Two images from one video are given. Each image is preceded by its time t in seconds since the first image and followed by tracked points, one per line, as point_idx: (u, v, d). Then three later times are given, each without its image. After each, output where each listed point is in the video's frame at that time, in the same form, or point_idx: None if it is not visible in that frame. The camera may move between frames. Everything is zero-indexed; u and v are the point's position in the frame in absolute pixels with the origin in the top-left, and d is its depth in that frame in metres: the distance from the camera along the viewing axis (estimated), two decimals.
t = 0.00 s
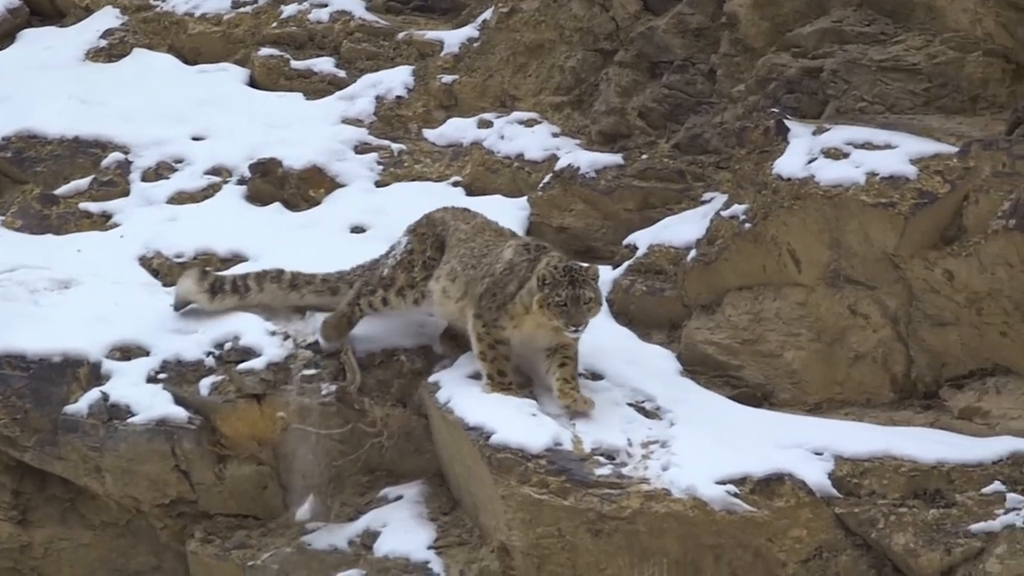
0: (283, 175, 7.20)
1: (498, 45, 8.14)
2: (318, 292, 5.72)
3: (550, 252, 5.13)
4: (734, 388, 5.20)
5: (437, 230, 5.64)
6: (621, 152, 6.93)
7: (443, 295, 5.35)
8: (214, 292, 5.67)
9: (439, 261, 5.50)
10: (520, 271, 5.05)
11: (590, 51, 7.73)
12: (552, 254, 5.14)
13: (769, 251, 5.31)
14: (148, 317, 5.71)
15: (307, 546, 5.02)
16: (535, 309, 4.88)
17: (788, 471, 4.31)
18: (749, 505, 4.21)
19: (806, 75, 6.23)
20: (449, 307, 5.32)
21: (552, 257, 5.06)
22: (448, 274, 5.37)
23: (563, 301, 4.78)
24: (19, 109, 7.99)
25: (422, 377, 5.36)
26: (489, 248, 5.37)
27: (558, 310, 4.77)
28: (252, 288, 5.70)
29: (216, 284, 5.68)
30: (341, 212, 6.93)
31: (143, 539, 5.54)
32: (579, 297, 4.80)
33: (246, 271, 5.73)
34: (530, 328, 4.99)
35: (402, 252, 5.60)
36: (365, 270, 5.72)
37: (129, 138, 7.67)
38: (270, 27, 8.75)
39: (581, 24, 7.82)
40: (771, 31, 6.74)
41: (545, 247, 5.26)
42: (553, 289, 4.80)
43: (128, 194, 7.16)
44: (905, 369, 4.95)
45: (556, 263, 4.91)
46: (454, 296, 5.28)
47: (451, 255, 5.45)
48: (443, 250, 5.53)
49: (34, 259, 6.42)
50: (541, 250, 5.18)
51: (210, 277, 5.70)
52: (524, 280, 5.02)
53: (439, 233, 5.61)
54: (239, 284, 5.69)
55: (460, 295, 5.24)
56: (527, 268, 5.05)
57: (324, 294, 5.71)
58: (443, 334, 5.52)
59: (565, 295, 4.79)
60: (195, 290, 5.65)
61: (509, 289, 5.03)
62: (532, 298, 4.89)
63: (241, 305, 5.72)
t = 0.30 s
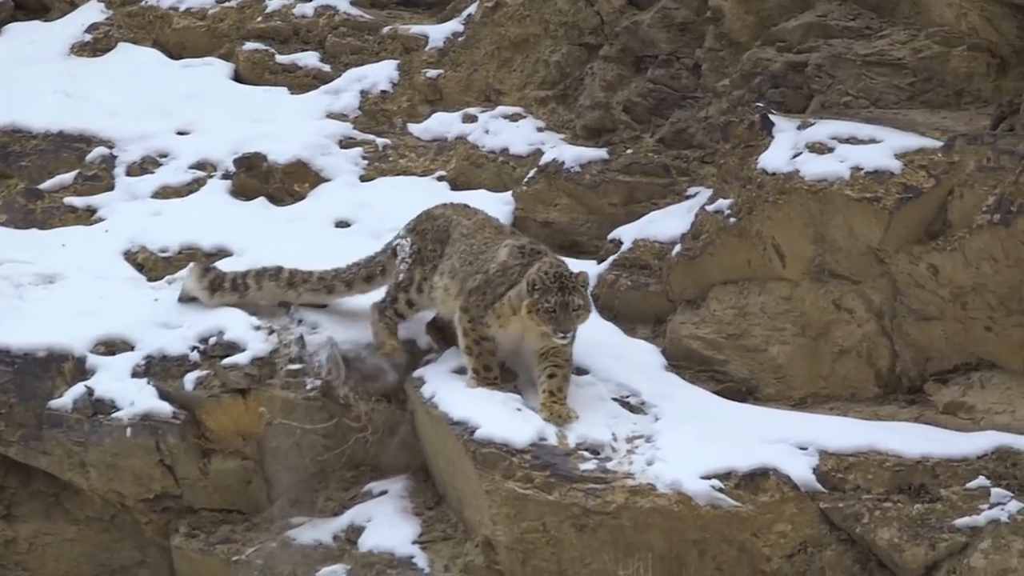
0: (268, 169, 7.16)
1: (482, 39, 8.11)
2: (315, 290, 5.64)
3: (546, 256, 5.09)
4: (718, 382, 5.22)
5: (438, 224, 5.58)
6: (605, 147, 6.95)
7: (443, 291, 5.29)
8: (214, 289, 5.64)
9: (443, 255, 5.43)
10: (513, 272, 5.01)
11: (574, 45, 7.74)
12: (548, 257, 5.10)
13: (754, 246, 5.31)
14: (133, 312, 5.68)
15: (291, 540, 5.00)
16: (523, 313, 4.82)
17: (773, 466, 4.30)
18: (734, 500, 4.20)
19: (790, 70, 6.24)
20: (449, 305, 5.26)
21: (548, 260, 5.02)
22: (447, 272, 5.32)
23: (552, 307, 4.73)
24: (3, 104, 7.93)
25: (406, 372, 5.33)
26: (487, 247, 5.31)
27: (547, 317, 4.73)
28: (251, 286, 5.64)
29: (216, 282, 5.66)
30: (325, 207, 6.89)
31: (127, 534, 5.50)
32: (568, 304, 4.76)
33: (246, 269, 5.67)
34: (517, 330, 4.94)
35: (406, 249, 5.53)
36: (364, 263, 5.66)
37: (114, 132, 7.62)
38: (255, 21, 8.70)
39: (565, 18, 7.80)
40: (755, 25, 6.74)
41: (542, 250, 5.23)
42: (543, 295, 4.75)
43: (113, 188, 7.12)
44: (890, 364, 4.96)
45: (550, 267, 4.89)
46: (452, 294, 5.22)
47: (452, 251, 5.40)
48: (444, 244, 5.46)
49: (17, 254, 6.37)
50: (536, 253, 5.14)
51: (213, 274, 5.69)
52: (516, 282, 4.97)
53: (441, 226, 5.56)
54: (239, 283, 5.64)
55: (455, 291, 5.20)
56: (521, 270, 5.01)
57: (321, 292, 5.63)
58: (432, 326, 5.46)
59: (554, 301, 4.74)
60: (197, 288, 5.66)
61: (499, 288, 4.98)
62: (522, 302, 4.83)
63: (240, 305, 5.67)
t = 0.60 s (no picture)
0: (258, 166, 7.12)
1: (471, 36, 8.10)
2: (315, 292, 5.56)
3: (544, 258, 5.04)
4: (707, 379, 5.20)
5: (436, 219, 5.51)
6: (595, 143, 6.94)
7: (441, 287, 5.26)
8: (216, 286, 5.58)
9: (443, 250, 5.37)
10: (510, 274, 4.97)
11: (564, 42, 7.72)
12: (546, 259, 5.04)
13: (743, 243, 5.32)
14: (123, 309, 5.65)
15: (280, 536, 4.98)
16: (517, 317, 4.80)
17: (762, 463, 4.30)
18: (723, 497, 4.20)
19: (780, 66, 6.24)
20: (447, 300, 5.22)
21: (546, 262, 4.98)
22: (445, 267, 5.26)
23: (546, 313, 4.72)
24: None
25: (394, 369, 5.32)
26: (485, 245, 5.25)
27: (541, 323, 4.71)
28: (252, 286, 5.55)
29: (218, 279, 5.59)
30: (315, 203, 6.87)
31: (117, 530, 5.47)
32: (562, 311, 4.75)
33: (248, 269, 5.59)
34: (509, 330, 4.90)
35: (406, 246, 5.47)
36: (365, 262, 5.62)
37: (103, 129, 7.58)
38: (244, 17, 8.67)
39: (554, 15, 7.79)
40: (745, 22, 6.74)
41: (540, 250, 5.17)
42: (537, 301, 4.74)
43: (102, 184, 7.09)
44: (879, 360, 4.96)
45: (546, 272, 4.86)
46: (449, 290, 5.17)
47: (451, 246, 5.34)
48: (444, 239, 5.41)
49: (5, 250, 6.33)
50: (533, 255, 5.08)
51: (218, 270, 5.63)
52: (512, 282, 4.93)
53: (442, 222, 5.49)
54: (240, 281, 5.56)
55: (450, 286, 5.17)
56: (517, 272, 4.97)
57: (322, 293, 5.56)
58: (431, 324, 5.29)
59: (548, 307, 4.73)
60: (201, 283, 5.61)
61: (494, 288, 4.95)
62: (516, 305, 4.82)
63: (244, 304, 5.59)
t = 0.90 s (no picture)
0: (245, 162, 7.09)
1: (458, 32, 8.10)
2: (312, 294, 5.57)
3: (540, 256, 4.94)
4: (694, 375, 5.20)
5: (429, 216, 5.48)
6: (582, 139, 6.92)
7: (438, 282, 5.18)
8: (214, 284, 5.58)
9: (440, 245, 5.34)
10: (503, 271, 4.86)
11: (551, 37, 7.71)
12: (542, 257, 4.93)
13: (730, 239, 5.33)
14: (110, 305, 5.63)
15: (268, 533, 4.95)
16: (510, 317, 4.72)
17: (749, 458, 4.30)
18: (710, 492, 4.19)
19: (767, 62, 6.27)
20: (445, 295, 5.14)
21: (541, 261, 4.88)
22: (445, 262, 5.19)
23: (540, 314, 4.63)
24: None
25: (382, 364, 5.36)
26: (482, 241, 5.15)
27: (534, 324, 4.62)
28: (250, 285, 5.55)
29: (216, 278, 5.59)
30: (302, 199, 6.85)
31: (105, 526, 5.38)
32: (556, 312, 4.66)
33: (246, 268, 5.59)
34: (501, 327, 4.83)
35: (404, 248, 5.44)
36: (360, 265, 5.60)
37: (90, 124, 7.54)
38: (231, 13, 8.64)
39: (541, 11, 7.80)
40: (732, 18, 6.77)
41: (537, 248, 5.05)
42: (531, 301, 4.66)
43: (89, 180, 7.05)
44: (866, 356, 4.97)
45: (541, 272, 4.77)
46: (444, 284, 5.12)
47: (449, 241, 5.28)
48: (442, 235, 5.36)
49: None
50: (529, 253, 4.97)
51: (217, 267, 5.62)
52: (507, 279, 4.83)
53: (438, 220, 5.43)
54: (237, 282, 5.57)
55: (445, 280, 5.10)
56: (511, 269, 4.86)
57: (319, 295, 5.55)
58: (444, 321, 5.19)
59: (542, 308, 4.64)
60: (201, 278, 5.60)
61: (487, 284, 4.85)
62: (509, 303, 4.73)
63: (238, 303, 5.61)
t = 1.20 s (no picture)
0: (236, 157, 7.08)
1: (449, 27, 8.09)
2: (311, 298, 5.52)
3: (536, 252, 4.86)
4: (685, 371, 5.20)
5: (426, 216, 5.39)
6: (573, 135, 6.93)
7: (440, 281, 5.10)
8: (214, 287, 5.52)
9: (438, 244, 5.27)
10: (501, 269, 4.78)
11: (541, 33, 7.72)
12: (539, 254, 4.85)
13: (721, 234, 5.33)
14: (101, 301, 5.61)
15: (258, 528, 4.94)
16: (509, 316, 4.66)
17: (740, 454, 4.29)
18: (701, 488, 4.19)
19: (757, 58, 6.27)
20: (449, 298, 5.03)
21: (538, 257, 4.81)
22: (445, 261, 5.10)
23: (537, 312, 4.57)
24: None
25: (373, 360, 5.37)
26: (477, 240, 5.07)
27: (533, 321, 4.56)
28: (250, 288, 5.49)
29: (216, 280, 5.53)
30: (293, 195, 6.83)
31: (96, 521, 5.37)
32: (554, 309, 4.59)
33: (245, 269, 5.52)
34: (504, 327, 4.77)
35: (400, 248, 5.36)
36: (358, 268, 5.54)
37: (81, 120, 7.50)
38: (221, 9, 8.60)
39: (532, 7, 7.78)
40: (722, 14, 6.76)
41: (535, 246, 4.98)
42: (528, 299, 4.60)
43: (80, 176, 7.01)
44: (856, 352, 4.98)
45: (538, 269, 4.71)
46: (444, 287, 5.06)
47: (446, 239, 5.22)
48: (438, 233, 5.29)
49: None
50: (525, 250, 4.89)
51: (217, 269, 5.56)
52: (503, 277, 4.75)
53: (433, 219, 5.36)
54: (238, 284, 5.50)
55: (451, 280, 5.00)
56: (507, 266, 4.78)
57: (319, 300, 5.51)
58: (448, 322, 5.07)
59: (539, 306, 4.58)
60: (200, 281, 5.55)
61: (487, 284, 4.77)
62: (506, 302, 4.67)
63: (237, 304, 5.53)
